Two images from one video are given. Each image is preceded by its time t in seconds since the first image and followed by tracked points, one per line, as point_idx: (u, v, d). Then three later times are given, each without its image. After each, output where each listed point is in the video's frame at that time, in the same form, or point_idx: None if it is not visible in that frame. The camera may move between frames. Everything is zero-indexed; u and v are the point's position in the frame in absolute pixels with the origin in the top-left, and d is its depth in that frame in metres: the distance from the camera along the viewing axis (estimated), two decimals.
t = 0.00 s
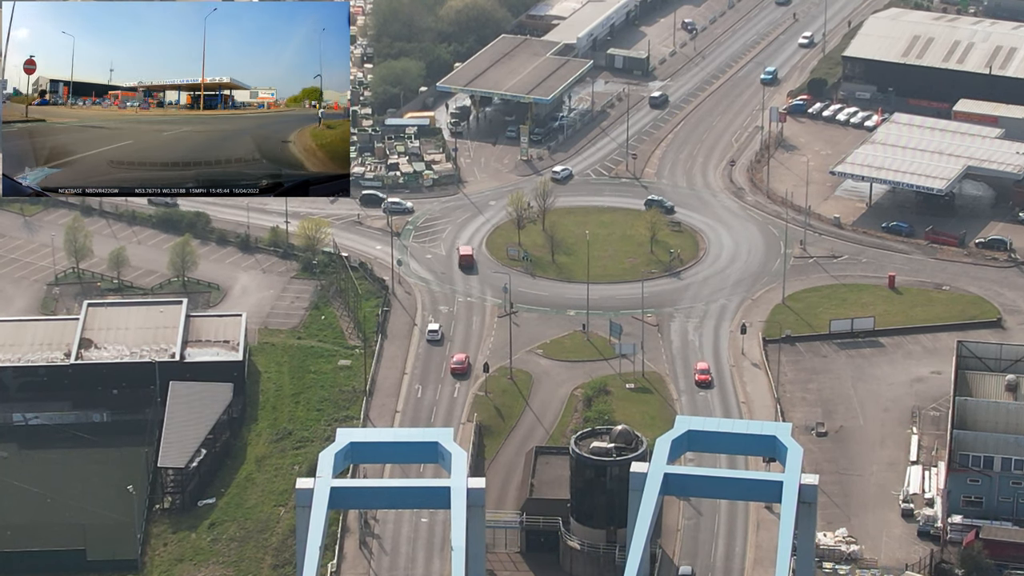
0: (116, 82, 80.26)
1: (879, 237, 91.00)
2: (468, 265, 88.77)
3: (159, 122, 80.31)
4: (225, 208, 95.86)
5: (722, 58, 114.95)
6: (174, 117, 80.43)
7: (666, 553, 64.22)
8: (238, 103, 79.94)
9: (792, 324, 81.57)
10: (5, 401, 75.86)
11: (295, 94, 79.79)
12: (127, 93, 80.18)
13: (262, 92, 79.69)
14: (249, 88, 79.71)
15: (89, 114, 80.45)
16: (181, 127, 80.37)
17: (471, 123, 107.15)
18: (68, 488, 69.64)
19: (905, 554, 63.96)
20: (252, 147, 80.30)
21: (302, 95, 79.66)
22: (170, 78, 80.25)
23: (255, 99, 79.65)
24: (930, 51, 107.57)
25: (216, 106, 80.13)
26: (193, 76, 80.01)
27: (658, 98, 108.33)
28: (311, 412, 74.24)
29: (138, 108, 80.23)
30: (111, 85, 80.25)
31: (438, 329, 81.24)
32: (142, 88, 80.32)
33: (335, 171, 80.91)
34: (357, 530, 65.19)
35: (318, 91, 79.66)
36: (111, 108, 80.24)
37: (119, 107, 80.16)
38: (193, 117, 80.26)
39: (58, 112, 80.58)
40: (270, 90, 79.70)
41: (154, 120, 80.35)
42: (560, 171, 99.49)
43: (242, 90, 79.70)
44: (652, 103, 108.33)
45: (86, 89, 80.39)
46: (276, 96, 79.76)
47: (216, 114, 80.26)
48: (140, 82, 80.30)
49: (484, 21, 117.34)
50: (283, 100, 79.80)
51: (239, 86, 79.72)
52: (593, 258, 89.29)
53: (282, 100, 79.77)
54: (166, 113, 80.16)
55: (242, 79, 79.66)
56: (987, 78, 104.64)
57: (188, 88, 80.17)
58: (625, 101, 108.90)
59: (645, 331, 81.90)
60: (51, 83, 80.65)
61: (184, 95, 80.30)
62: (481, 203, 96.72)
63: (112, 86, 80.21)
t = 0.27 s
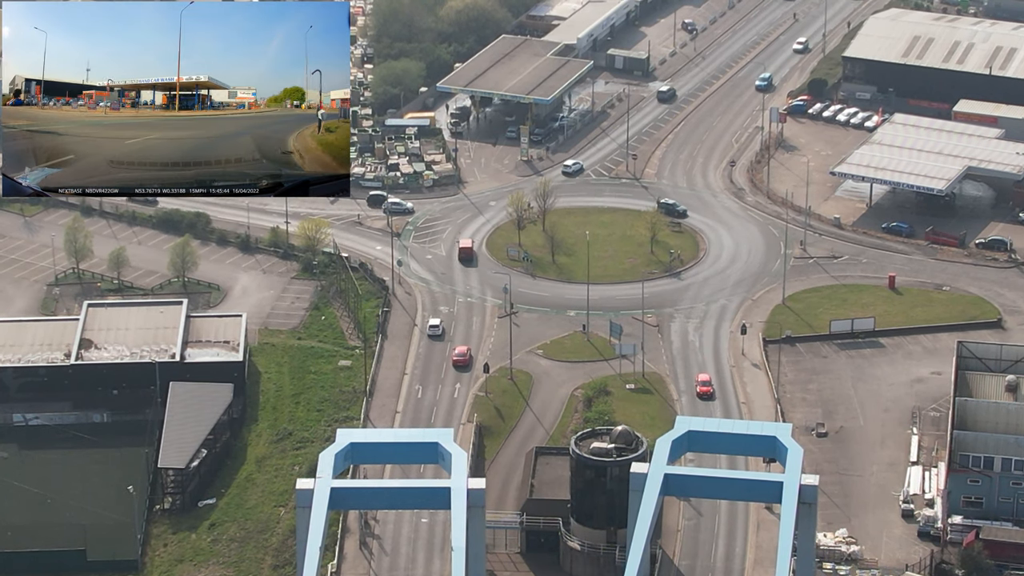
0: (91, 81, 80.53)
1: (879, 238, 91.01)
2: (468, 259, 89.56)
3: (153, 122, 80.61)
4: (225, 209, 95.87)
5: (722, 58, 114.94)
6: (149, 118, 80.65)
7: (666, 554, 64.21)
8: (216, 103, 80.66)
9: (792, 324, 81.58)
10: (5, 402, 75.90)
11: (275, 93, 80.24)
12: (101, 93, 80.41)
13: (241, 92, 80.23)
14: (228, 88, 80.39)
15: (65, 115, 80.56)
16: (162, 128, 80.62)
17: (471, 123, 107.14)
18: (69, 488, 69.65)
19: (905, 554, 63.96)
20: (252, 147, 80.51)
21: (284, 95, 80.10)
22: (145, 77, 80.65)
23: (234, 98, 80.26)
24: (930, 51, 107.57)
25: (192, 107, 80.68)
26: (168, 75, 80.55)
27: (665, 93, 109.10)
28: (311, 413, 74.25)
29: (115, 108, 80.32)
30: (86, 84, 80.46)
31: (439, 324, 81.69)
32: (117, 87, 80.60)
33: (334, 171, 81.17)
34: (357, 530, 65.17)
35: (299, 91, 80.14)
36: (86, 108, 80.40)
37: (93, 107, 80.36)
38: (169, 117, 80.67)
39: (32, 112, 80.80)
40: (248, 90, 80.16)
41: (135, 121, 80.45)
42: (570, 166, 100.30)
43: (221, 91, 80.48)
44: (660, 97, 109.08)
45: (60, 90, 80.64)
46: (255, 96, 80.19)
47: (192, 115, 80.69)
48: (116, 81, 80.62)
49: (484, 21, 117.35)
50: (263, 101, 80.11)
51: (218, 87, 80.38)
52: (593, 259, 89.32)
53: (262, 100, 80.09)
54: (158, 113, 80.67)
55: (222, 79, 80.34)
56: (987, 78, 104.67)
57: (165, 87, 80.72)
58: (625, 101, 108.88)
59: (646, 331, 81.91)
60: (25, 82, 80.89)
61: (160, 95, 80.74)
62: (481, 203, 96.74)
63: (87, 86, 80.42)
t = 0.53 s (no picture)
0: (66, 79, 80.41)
1: (879, 238, 90.97)
2: (469, 251, 90.46)
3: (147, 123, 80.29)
4: (225, 209, 95.84)
5: (722, 58, 114.93)
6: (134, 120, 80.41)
7: (666, 554, 64.19)
8: (193, 103, 80.33)
9: (792, 324, 81.57)
10: (5, 402, 75.91)
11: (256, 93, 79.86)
12: (76, 92, 80.32)
13: (218, 92, 79.93)
14: (205, 87, 80.08)
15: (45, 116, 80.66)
16: (146, 129, 80.30)
17: (471, 123, 107.11)
18: (68, 488, 69.66)
19: (905, 554, 63.96)
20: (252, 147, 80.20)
21: (263, 95, 79.61)
22: (119, 76, 80.36)
23: (211, 98, 79.95)
24: (930, 51, 107.56)
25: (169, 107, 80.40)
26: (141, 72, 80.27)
27: (673, 87, 110.02)
28: (311, 413, 74.25)
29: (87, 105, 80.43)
30: (61, 83, 80.47)
31: (440, 319, 82.11)
32: (92, 86, 80.49)
33: (334, 172, 81.05)
34: (357, 530, 65.16)
35: (279, 91, 79.62)
36: (61, 107, 80.41)
37: (77, 107, 80.31)
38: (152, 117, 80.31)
39: (18, 113, 81.01)
40: (227, 89, 79.86)
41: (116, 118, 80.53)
42: (581, 159, 101.04)
43: (199, 89, 80.15)
44: (668, 91, 110.05)
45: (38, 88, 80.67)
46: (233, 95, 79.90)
47: (167, 115, 80.29)
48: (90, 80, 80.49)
49: (484, 22, 117.35)
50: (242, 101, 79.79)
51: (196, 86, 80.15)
52: (593, 259, 89.31)
53: (241, 100, 79.77)
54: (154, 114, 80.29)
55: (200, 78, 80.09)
56: (987, 78, 104.67)
57: (140, 87, 80.46)
58: (625, 101, 108.86)
59: (646, 331, 81.90)
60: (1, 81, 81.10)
61: (135, 94, 80.49)
62: (481, 203, 96.73)
63: (62, 84, 80.44)
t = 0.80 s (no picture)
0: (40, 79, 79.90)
1: (879, 238, 90.97)
2: (472, 242, 91.48)
3: (140, 125, 79.92)
4: (225, 209, 95.81)
5: (722, 58, 114.92)
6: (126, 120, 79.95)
7: (666, 554, 64.18)
8: (168, 103, 80.39)
9: (792, 324, 81.56)
10: (5, 402, 75.91)
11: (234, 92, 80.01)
12: (51, 91, 79.85)
13: (195, 91, 80.12)
14: (182, 85, 80.24)
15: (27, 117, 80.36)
16: (133, 131, 79.96)
17: (471, 123, 107.08)
18: (68, 488, 69.64)
19: (905, 554, 63.97)
20: (252, 147, 80.27)
21: (239, 95, 79.79)
22: (92, 74, 79.73)
23: (188, 97, 80.07)
24: (930, 51, 107.56)
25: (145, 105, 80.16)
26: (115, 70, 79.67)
27: (681, 80, 110.76)
28: (311, 413, 74.25)
29: (61, 104, 79.99)
30: (34, 82, 79.99)
31: (440, 314, 82.61)
32: (67, 86, 80.00)
33: (334, 171, 80.96)
34: (357, 530, 65.16)
35: (257, 91, 79.64)
36: (44, 107, 80.06)
37: (75, 108, 79.94)
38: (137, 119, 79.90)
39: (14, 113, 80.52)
40: (204, 88, 80.02)
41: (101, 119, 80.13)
42: (591, 152, 101.76)
43: (174, 88, 80.31)
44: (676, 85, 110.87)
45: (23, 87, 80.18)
46: (211, 94, 80.14)
47: (139, 115, 79.91)
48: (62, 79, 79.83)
49: (484, 21, 117.36)
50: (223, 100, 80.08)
51: (171, 83, 80.32)
52: (593, 259, 89.30)
53: (219, 99, 80.04)
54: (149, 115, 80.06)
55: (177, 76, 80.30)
56: (987, 78, 104.67)
57: (115, 86, 79.76)
58: (625, 101, 108.85)
59: (646, 331, 81.89)
60: None
61: (108, 93, 79.92)
62: (481, 203, 96.72)
63: (36, 84, 79.93)
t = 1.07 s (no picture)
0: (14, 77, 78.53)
1: (879, 238, 90.97)
2: (477, 235, 92.21)
3: (137, 125, 78.80)
4: (225, 209, 95.79)
5: (722, 59, 114.92)
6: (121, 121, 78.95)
7: (666, 554, 64.17)
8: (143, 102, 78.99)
9: (792, 324, 81.57)
10: (5, 402, 75.89)
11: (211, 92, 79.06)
12: (25, 89, 78.66)
13: (170, 91, 78.94)
14: (156, 85, 78.98)
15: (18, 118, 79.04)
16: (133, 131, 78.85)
17: (471, 123, 107.07)
18: (68, 488, 69.64)
19: (905, 554, 63.97)
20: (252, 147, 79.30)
21: (218, 95, 78.88)
22: (63, 73, 78.34)
23: (163, 98, 78.88)
24: (930, 52, 107.56)
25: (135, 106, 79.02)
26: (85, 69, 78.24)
27: (688, 75, 111.66)
28: (311, 413, 74.25)
29: (30, 103, 78.78)
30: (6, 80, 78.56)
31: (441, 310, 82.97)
32: (40, 85, 78.72)
33: (334, 171, 80.04)
34: (357, 530, 65.16)
35: (235, 91, 78.83)
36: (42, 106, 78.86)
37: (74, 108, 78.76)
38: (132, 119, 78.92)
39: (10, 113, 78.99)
40: (179, 88, 78.82)
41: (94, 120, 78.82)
42: (600, 146, 102.60)
43: (149, 88, 78.88)
44: (683, 79, 111.76)
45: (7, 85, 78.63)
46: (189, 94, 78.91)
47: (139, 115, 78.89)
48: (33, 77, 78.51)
49: (484, 22, 117.37)
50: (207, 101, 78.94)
51: (145, 83, 78.96)
52: (593, 259, 89.28)
53: (197, 99, 78.88)
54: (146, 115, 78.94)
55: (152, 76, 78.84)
56: (987, 78, 104.67)
57: (86, 85, 78.46)
58: (625, 101, 108.84)
59: (646, 331, 81.88)
60: None
61: (82, 93, 78.60)
62: (481, 203, 96.71)
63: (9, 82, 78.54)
